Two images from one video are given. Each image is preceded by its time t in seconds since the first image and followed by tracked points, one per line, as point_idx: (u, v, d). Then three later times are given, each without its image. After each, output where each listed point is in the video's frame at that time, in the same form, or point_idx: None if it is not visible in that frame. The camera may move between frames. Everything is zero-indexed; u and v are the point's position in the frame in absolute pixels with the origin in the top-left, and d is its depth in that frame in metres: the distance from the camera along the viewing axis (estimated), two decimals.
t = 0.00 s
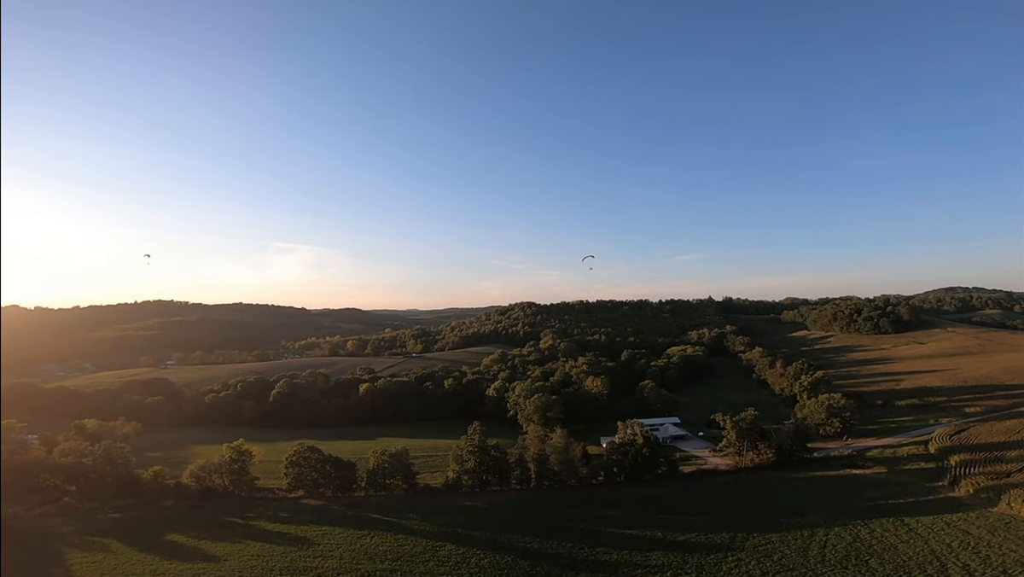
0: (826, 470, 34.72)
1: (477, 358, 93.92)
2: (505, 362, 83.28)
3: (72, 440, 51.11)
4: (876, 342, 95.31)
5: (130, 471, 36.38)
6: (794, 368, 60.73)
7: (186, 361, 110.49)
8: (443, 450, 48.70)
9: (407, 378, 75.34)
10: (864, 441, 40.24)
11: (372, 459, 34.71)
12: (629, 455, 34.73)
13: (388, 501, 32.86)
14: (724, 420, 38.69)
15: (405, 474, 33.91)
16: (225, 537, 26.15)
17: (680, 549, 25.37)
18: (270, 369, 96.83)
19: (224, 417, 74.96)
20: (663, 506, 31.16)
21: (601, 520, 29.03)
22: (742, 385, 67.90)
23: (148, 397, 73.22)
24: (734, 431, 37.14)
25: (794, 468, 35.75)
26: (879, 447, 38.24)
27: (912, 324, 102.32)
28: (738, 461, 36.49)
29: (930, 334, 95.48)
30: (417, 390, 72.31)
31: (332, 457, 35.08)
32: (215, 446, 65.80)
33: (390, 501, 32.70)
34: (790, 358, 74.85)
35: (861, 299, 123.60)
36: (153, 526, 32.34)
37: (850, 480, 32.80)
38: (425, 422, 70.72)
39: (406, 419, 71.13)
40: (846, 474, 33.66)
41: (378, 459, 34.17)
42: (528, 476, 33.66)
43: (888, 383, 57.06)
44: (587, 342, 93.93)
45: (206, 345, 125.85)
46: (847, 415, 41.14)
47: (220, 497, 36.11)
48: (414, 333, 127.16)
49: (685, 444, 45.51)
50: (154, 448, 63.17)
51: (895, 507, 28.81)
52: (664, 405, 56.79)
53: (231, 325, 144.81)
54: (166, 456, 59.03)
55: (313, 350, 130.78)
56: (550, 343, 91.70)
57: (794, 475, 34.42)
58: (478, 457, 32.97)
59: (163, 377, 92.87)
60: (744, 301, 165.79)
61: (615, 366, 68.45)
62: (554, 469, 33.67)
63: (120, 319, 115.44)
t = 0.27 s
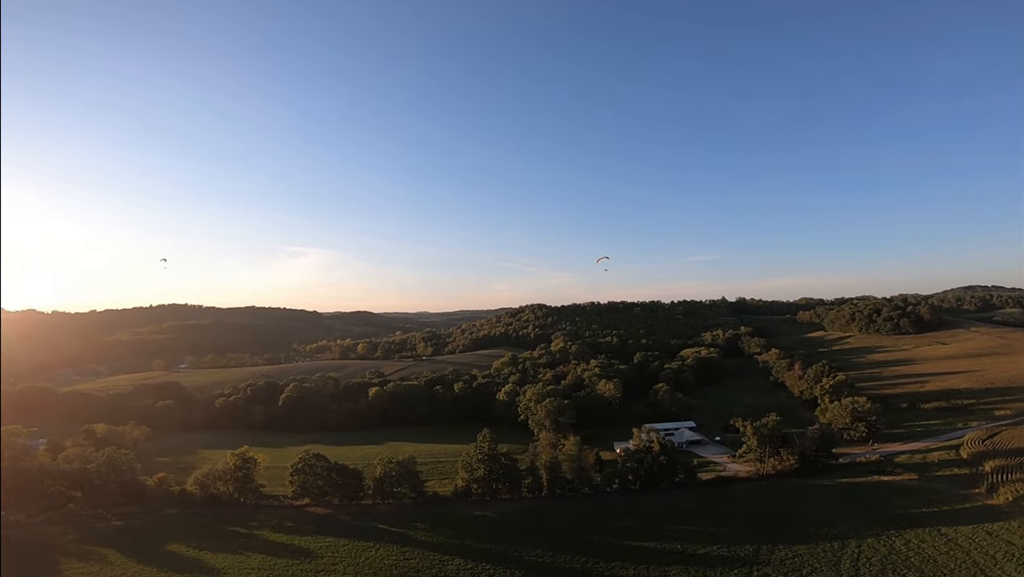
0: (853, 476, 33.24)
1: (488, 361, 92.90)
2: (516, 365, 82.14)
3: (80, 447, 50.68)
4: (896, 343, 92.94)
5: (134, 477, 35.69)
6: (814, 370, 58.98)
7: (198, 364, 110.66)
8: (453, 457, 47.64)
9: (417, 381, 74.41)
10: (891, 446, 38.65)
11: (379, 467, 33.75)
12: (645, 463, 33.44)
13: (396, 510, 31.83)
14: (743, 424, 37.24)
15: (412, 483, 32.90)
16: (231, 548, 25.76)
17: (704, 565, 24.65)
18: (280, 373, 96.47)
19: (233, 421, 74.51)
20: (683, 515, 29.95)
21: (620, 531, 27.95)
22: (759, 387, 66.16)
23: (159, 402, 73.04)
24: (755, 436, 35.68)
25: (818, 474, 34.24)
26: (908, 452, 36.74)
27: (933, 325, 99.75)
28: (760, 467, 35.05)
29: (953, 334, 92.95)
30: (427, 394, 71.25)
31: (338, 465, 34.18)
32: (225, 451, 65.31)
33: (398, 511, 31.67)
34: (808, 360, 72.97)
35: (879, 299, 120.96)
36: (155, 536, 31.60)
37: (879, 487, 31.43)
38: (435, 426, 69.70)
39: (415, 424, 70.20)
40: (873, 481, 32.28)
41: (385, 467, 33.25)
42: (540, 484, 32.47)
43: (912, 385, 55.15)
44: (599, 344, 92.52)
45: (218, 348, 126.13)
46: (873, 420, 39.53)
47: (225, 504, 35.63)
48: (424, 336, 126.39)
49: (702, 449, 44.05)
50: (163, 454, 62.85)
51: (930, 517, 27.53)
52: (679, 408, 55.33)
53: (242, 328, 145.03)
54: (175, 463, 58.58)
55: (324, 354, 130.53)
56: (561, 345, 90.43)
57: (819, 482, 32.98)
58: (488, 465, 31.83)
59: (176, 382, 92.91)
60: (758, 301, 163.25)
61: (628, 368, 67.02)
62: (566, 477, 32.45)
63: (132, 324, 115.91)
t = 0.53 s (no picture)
0: (874, 483, 31.87)
1: (495, 362, 91.87)
2: (523, 367, 81.05)
3: (82, 450, 50.19)
4: (912, 345, 90.89)
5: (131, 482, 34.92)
6: (829, 373, 57.40)
7: (206, 365, 110.54)
8: (457, 463, 46.57)
9: (423, 384, 73.45)
10: (913, 451, 37.19)
11: (381, 473, 32.79)
12: (657, 470, 32.17)
13: (397, 518, 30.85)
14: (758, 429, 35.90)
15: (416, 490, 31.85)
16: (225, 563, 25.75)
17: None
18: (286, 374, 95.99)
19: (238, 423, 73.98)
20: (697, 525, 28.83)
21: (632, 544, 26.96)
22: (771, 390, 64.62)
23: (165, 404, 72.70)
24: (771, 442, 34.33)
25: (838, 482, 32.89)
26: (931, 458, 35.28)
27: (950, 325, 97.56)
28: (777, 474, 33.70)
29: (970, 335, 90.82)
30: (433, 397, 70.25)
31: (339, 471, 33.26)
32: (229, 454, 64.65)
33: (400, 520, 30.65)
34: (822, 362, 71.27)
35: (893, 300, 118.76)
36: (150, 544, 30.94)
37: (903, 494, 30.09)
38: (440, 429, 68.69)
39: (420, 427, 69.33)
40: (896, 488, 30.91)
41: (387, 474, 32.26)
42: (547, 492, 31.33)
43: (932, 388, 53.48)
44: (607, 345, 91.23)
45: (225, 349, 126.10)
46: (894, 424, 38.05)
47: (225, 510, 35.37)
48: (431, 337, 125.57)
49: (714, 454, 42.74)
50: (167, 456, 62.62)
51: (959, 526, 26.20)
52: (690, 412, 53.91)
53: (249, 328, 145.01)
54: (177, 467, 58.05)
55: (330, 355, 130.06)
56: (568, 347, 89.26)
57: (840, 490, 31.61)
58: (493, 473, 30.73)
59: (182, 383, 92.67)
60: (768, 302, 161.14)
61: (637, 371, 65.70)
62: (574, 484, 31.30)
63: (140, 325, 116.07)
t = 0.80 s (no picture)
0: (897, 491, 30.51)
1: (500, 365, 90.76)
2: (529, 370, 79.91)
3: (82, 455, 49.37)
4: (927, 346, 89.03)
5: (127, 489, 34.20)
6: (844, 375, 55.86)
7: (211, 367, 110.10)
8: (462, 469, 45.44)
9: (428, 387, 72.40)
10: (936, 456, 35.73)
11: (382, 482, 31.76)
12: (669, 478, 30.89)
13: (399, 528, 29.81)
14: (774, 435, 34.60)
15: (419, 499, 30.79)
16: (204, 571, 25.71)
17: None
18: (291, 377, 95.37)
19: (242, 426, 73.33)
20: (711, 536, 27.60)
21: (644, 557, 25.77)
22: (784, 392, 63.16)
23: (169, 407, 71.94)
24: (788, 448, 33.03)
25: (858, 489, 31.56)
26: (954, 463, 33.85)
27: (965, 326, 95.60)
28: (794, 482, 32.35)
29: (987, 336, 88.87)
30: (438, 401, 69.25)
31: (340, 479, 32.28)
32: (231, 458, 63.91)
33: (402, 530, 29.60)
34: (835, 363, 69.69)
35: (906, 300, 116.73)
36: (145, 555, 30.14)
37: (927, 503, 28.75)
38: (446, 434, 67.63)
39: (425, 431, 68.31)
40: (920, 496, 29.54)
41: (389, 482, 31.19)
42: (554, 501, 30.18)
43: (950, 390, 51.88)
44: (614, 347, 89.94)
45: (230, 351, 125.65)
46: (915, 428, 36.63)
47: (223, 519, 34.61)
48: (436, 339, 124.64)
49: (727, 459, 41.44)
50: (169, 461, 62.03)
51: (990, 536, 24.86)
52: (700, 415, 52.52)
53: (254, 331, 144.70)
54: (178, 472, 57.27)
55: (336, 357, 129.45)
56: (575, 349, 88.04)
57: (861, 498, 30.25)
58: (498, 482, 29.62)
59: (187, 386, 92.11)
60: (777, 303, 159.17)
61: (646, 373, 64.42)
62: (583, 493, 30.13)
63: (145, 327, 115.80)
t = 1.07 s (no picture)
0: (920, 498, 29.26)
1: (506, 368, 89.68)
2: (534, 373, 78.78)
3: (80, 463, 48.53)
4: (940, 346, 87.29)
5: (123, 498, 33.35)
6: (858, 378, 54.37)
7: (216, 372, 109.58)
8: (466, 476, 44.33)
9: (432, 391, 71.37)
10: (958, 461, 34.40)
11: (383, 492, 30.73)
12: (681, 486, 29.66)
13: (402, 540, 28.77)
14: (790, 440, 33.37)
15: (421, 509, 29.75)
16: None
17: None
18: (294, 382, 94.59)
19: (244, 432, 72.52)
20: (727, 547, 26.43)
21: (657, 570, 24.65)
22: (795, 394, 61.78)
23: (171, 411, 71.30)
24: (805, 454, 31.80)
25: (879, 496, 30.31)
26: (978, 468, 32.53)
27: (979, 326, 93.81)
28: (811, 489, 31.13)
29: (1002, 335, 87.07)
30: (442, 405, 68.20)
31: (339, 489, 31.29)
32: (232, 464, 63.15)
33: (405, 541, 28.56)
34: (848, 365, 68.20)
35: (917, 300, 114.88)
36: (139, 566, 29.23)
37: (952, 511, 27.51)
38: (450, 439, 66.57)
39: (429, 436, 67.28)
40: (944, 503, 28.31)
41: (391, 491, 30.20)
42: (562, 512, 29.07)
43: (969, 391, 50.43)
44: (621, 349, 88.68)
45: (234, 355, 125.07)
46: (936, 432, 35.31)
47: (220, 529, 33.68)
48: (441, 342, 123.61)
49: (740, 465, 40.19)
50: (170, 467, 61.32)
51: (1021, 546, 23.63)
52: (711, 419, 51.25)
53: (258, 335, 144.11)
54: (179, 479, 56.45)
55: (340, 361, 128.64)
56: (581, 352, 86.84)
57: (883, 506, 29.01)
58: (503, 492, 28.52)
59: (190, 391, 91.50)
60: (785, 303, 157.29)
61: (654, 376, 63.15)
62: (591, 503, 29.01)
63: (149, 331, 115.43)
